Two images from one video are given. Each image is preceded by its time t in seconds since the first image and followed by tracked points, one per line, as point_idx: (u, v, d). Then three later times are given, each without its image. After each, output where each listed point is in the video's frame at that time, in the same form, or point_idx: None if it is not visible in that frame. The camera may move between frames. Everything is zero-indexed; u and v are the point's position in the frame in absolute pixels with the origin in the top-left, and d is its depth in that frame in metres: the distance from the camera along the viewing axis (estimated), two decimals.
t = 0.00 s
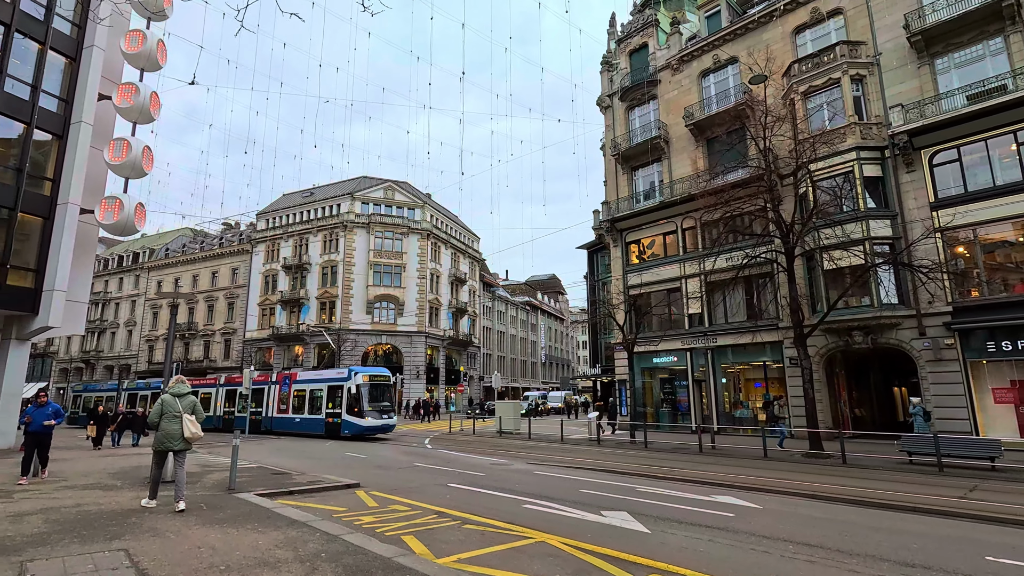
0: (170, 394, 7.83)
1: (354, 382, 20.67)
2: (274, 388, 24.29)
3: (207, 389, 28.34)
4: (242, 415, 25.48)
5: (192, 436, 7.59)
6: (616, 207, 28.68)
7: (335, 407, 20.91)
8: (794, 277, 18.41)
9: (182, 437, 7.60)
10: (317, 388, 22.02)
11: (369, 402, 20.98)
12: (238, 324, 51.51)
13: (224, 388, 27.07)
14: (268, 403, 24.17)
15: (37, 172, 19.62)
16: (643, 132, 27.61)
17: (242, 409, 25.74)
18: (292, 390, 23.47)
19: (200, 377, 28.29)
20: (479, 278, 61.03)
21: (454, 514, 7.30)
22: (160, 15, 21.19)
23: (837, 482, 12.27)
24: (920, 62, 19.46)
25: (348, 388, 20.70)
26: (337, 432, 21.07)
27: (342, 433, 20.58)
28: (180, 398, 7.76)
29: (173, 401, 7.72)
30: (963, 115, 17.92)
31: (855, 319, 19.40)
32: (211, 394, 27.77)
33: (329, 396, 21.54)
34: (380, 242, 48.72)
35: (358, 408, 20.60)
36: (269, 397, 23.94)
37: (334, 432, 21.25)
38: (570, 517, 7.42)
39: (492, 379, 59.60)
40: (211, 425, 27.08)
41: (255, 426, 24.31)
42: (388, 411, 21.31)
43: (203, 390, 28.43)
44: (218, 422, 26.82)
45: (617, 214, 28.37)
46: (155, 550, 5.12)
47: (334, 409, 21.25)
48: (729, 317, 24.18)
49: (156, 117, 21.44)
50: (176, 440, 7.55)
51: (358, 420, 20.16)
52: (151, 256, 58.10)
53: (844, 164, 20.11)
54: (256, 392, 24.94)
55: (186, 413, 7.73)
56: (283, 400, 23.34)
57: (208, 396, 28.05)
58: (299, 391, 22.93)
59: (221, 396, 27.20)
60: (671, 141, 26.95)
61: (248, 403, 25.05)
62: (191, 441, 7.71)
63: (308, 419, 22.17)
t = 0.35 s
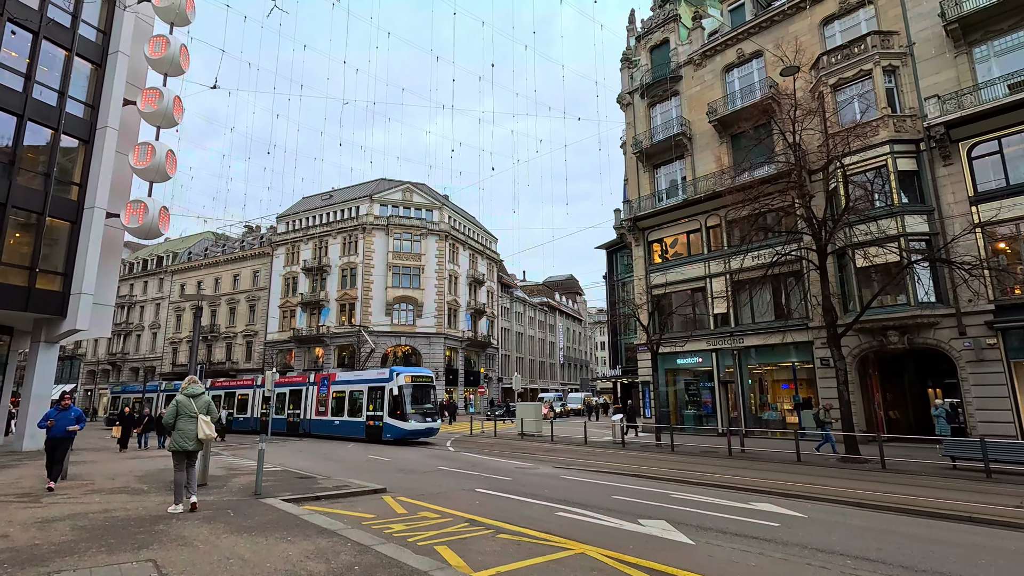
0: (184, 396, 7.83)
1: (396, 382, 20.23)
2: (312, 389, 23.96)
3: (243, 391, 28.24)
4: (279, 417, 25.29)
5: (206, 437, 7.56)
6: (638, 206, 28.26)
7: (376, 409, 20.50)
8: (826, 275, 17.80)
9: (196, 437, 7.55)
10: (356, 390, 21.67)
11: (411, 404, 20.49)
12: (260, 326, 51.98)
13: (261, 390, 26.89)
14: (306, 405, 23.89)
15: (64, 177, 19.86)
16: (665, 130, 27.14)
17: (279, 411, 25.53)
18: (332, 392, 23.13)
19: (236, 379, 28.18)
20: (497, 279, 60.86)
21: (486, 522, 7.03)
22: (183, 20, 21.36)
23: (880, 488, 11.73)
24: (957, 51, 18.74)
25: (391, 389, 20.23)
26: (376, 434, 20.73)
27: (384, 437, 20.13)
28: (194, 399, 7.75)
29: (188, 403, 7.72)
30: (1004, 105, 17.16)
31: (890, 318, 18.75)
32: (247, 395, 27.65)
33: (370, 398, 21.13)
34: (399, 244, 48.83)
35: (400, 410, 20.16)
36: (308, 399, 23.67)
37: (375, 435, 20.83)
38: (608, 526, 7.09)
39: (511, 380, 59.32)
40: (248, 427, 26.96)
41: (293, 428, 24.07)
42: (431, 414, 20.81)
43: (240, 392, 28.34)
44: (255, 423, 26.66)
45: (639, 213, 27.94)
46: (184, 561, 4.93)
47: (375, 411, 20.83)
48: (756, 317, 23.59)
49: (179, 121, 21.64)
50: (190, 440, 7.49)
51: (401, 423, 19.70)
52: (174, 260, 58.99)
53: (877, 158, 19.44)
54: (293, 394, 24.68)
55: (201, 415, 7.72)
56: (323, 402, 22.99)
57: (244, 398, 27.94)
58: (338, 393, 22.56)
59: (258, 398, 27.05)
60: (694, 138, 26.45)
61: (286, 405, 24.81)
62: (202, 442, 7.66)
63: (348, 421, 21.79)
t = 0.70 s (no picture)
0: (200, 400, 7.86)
1: (437, 383, 19.50)
2: (347, 390, 23.51)
3: (275, 392, 27.98)
4: (313, 419, 24.94)
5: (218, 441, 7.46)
6: (657, 204, 27.81)
7: (415, 411, 19.81)
8: (855, 273, 17.24)
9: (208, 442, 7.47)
10: (393, 390, 21.08)
11: (452, 406, 19.69)
12: (277, 328, 52.34)
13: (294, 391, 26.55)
14: (342, 407, 23.47)
15: (86, 181, 20.07)
16: (683, 127, 26.70)
17: (314, 412, 25.16)
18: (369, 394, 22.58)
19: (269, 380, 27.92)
20: (512, 281, 60.63)
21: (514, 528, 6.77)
22: (201, 24, 21.46)
23: (919, 493, 11.24)
24: (990, 40, 18.08)
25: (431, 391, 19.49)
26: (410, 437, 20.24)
27: (424, 440, 19.38)
28: (209, 403, 7.74)
29: (203, 407, 7.73)
30: None
31: (922, 317, 18.14)
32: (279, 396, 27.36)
33: (409, 399, 20.47)
34: (415, 246, 48.86)
35: (441, 412, 19.36)
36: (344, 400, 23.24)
37: (414, 438, 20.13)
38: (640, 534, 6.79)
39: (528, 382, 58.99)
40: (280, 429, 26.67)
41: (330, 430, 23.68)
42: (473, 416, 19.97)
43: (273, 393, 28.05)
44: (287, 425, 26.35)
45: (658, 212, 27.50)
46: (204, 569, 4.75)
47: (414, 413, 20.12)
48: (780, 317, 23.02)
49: (197, 125, 21.79)
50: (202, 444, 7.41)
51: (443, 426, 18.92)
52: (193, 264, 59.69)
53: (907, 152, 18.84)
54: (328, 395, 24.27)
55: (214, 419, 7.71)
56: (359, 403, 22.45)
57: (277, 400, 27.64)
58: (376, 394, 21.96)
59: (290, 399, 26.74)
60: (714, 135, 25.97)
61: (321, 407, 24.44)
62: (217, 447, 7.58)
63: (385, 424, 21.18)
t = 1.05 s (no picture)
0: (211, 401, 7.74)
1: (476, 385, 18.25)
2: (379, 393, 22.49)
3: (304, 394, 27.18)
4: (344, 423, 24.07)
5: (228, 444, 7.40)
6: (673, 204, 27.35)
7: (454, 416, 18.63)
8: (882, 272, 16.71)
9: (219, 444, 7.42)
10: (428, 393, 19.99)
11: (493, 410, 18.34)
12: (291, 331, 52.50)
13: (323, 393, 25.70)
14: (373, 410, 22.52)
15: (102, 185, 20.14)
16: (700, 125, 26.28)
17: (344, 416, 24.29)
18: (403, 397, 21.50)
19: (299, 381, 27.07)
20: (525, 282, 60.37)
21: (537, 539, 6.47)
22: (215, 27, 21.45)
23: (956, 501, 10.77)
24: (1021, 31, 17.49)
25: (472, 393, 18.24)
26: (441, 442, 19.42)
27: (464, 447, 18.14)
28: (220, 405, 7.63)
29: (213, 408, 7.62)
30: None
31: (952, 317, 17.55)
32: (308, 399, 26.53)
33: (448, 403, 19.29)
34: (427, 248, 48.78)
35: (481, 418, 18.05)
36: (376, 404, 22.30)
37: (452, 444, 19.00)
38: (671, 545, 6.46)
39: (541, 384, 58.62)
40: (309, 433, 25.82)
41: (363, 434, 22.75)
42: (516, 422, 18.55)
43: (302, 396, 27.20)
44: (317, 429, 25.51)
45: (675, 211, 27.05)
46: None
47: (453, 417, 18.94)
48: (802, 318, 22.47)
49: (211, 128, 21.82)
50: (212, 447, 7.37)
51: (484, 432, 17.70)
52: (208, 267, 60.12)
53: (934, 147, 18.27)
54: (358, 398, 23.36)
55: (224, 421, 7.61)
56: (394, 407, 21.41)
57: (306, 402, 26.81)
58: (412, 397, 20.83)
59: (320, 402, 25.88)
60: (731, 132, 25.51)
61: (352, 410, 23.55)
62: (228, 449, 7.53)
63: (420, 428, 20.14)
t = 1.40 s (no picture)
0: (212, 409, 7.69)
1: (518, 386, 16.94)
2: (409, 394, 21.40)
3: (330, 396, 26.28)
4: (373, 426, 23.13)
5: (234, 448, 7.35)
6: (686, 202, 26.96)
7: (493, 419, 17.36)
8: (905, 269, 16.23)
9: (224, 449, 7.38)
10: (463, 394, 18.81)
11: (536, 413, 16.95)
12: (302, 333, 52.55)
13: (350, 395, 24.79)
14: (404, 412, 21.48)
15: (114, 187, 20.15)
16: (713, 122, 25.92)
17: (372, 419, 23.33)
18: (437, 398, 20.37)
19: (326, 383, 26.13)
20: (535, 283, 60.11)
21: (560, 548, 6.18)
22: (226, 29, 21.43)
23: (991, 507, 10.33)
24: None
25: (514, 394, 16.91)
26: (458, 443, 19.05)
27: (504, 453, 16.81)
28: (222, 411, 7.62)
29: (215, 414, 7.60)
30: None
31: (978, 316, 17.03)
32: (335, 401, 25.64)
33: (487, 404, 18.03)
34: (437, 249, 48.66)
35: (524, 421, 16.69)
36: (407, 405, 21.27)
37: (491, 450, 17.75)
38: (700, 556, 6.16)
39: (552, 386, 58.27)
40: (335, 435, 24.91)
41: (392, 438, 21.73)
42: (560, 426, 17.08)
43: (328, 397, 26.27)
44: (343, 432, 24.67)
45: (688, 210, 26.66)
46: None
47: (492, 421, 17.66)
48: (820, 317, 21.99)
49: (222, 129, 21.78)
50: (218, 452, 7.34)
51: (527, 437, 16.33)
52: (220, 270, 60.36)
53: (958, 142, 17.78)
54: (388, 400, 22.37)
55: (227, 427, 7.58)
56: (426, 410, 20.31)
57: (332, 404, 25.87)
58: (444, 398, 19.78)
59: (347, 404, 24.97)
60: (746, 130, 25.10)
61: (382, 412, 22.59)
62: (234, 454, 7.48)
63: (455, 432, 18.99)
